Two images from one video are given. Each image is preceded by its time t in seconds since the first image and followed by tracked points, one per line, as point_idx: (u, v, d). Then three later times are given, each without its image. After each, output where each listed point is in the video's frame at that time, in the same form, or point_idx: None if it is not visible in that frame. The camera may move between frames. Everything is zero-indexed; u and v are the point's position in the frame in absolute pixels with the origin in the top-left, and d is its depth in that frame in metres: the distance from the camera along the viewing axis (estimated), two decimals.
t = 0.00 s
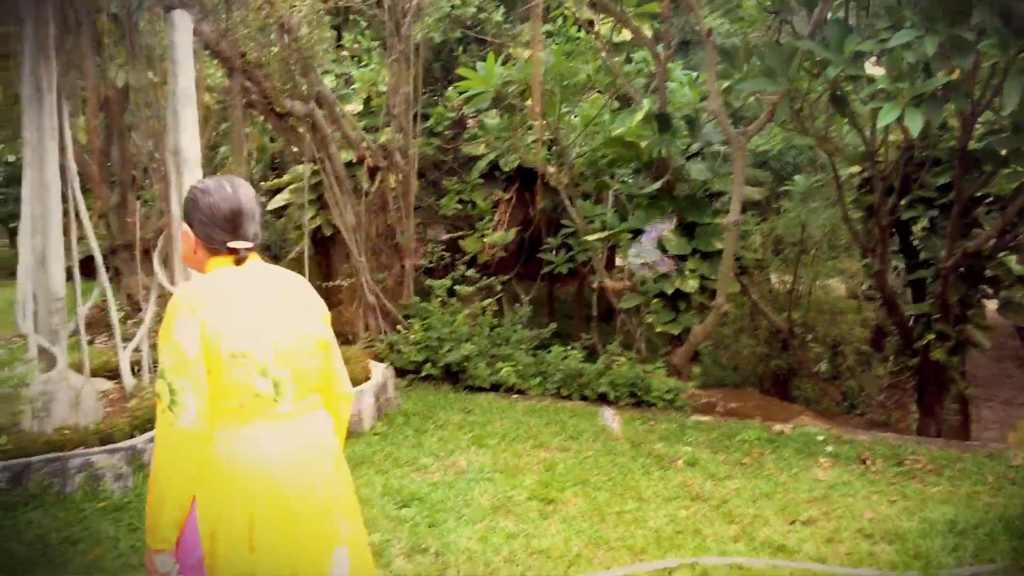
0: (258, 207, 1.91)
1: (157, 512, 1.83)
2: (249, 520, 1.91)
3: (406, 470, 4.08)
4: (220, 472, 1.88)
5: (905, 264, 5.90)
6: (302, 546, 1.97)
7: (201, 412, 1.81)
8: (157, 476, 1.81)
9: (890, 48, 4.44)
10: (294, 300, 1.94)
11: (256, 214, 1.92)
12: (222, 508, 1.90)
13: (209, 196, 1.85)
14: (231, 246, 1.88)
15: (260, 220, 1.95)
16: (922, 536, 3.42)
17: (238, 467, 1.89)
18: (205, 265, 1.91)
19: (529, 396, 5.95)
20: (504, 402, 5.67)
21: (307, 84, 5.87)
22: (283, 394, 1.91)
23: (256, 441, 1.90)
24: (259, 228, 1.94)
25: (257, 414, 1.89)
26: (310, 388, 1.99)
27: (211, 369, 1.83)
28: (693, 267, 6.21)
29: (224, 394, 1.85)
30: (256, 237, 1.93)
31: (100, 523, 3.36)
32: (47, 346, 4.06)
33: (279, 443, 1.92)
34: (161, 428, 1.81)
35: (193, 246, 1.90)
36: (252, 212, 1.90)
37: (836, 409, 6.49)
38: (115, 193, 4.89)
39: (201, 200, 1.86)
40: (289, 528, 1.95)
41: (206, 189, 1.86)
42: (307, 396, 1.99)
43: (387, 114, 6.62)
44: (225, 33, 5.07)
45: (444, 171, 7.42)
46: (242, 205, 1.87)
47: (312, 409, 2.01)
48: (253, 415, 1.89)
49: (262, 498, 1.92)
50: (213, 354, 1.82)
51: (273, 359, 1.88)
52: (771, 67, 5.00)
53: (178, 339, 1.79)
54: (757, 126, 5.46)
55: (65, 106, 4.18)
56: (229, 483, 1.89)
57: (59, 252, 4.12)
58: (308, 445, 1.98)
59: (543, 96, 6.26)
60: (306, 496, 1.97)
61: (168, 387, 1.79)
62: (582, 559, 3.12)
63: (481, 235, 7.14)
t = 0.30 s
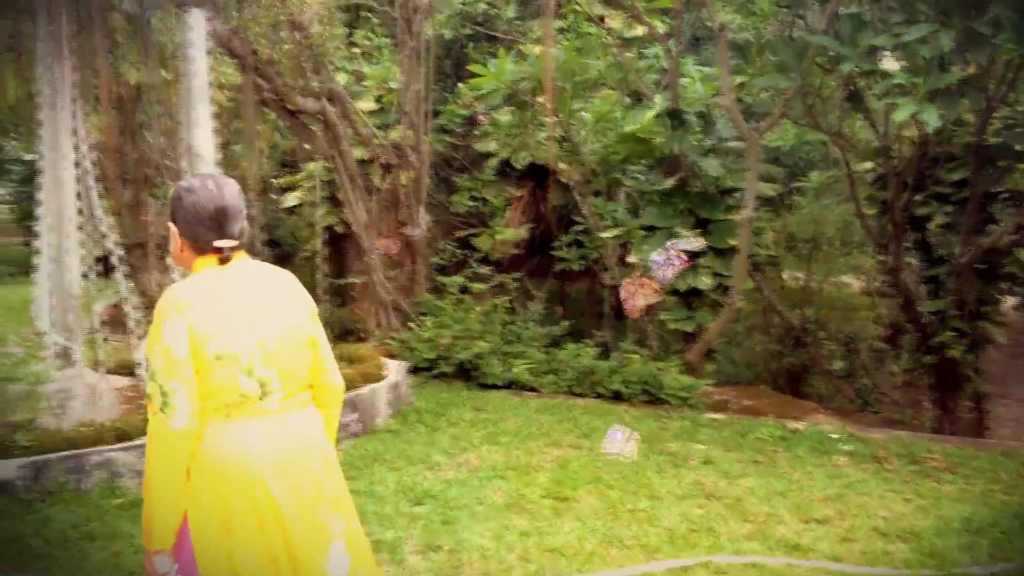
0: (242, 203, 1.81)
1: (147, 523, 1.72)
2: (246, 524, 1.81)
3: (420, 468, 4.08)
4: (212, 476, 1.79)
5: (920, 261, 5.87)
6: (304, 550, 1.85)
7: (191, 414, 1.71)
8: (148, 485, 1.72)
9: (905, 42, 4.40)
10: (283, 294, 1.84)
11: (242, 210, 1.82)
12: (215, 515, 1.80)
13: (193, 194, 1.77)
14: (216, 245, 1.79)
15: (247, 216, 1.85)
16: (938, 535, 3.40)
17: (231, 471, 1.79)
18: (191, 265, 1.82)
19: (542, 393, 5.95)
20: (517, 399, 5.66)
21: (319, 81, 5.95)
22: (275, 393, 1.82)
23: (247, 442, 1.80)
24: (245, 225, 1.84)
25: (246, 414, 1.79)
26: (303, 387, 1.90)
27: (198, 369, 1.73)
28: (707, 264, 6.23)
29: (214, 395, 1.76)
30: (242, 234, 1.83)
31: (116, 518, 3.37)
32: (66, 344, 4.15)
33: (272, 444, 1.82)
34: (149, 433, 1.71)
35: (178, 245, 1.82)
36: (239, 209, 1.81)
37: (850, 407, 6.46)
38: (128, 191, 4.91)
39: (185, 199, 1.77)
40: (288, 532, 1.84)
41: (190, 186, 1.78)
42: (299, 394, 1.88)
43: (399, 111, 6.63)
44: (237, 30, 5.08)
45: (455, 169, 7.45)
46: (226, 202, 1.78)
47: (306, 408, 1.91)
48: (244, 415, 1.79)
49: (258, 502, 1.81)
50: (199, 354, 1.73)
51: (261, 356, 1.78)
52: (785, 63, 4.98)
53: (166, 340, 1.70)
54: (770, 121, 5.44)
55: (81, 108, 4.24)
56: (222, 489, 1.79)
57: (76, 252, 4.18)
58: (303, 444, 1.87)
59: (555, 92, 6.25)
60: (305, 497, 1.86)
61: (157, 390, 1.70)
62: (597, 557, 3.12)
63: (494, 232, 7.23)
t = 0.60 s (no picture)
0: (234, 194, 2.05)
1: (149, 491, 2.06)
2: (236, 493, 2.15)
3: (445, 464, 4.09)
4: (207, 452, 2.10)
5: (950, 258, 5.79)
6: (285, 513, 2.22)
7: (188, 405, 2.02)
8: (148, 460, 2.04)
9: (936, 37, 4.33)
10: (271, 294, 2.12)
11: (232, 200, 2.06)
12: (209, 484, 2.13)
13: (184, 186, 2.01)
14: (207, 236, 2.04)
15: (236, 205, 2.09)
16: (970, 535, 3.35)
17: (222, 446, 2.11)
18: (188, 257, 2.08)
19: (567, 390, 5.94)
20: (541, 396, 5.66)
21: (344, 79, 5.98)
22: (263, 381, 2.13)
23: (238, 425, 2.12)
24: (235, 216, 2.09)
25: (240, 400, 2.11)
26: (290, 372, 2.20)
27: (195, 362, 2.03)
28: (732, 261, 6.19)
29: (208, 385, 2.06)
30: (233, 223, 2.07)
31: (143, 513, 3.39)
32: (93, 340, 4.22)
33: (260, 425, 2.14)
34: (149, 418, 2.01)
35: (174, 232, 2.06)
36: (229, 202, 2.05)
37: (878, 405, 6.39)
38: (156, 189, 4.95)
39: (179, 190, 2.01)
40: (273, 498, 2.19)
41: (185, 179, 2.02)
42: (289, 380, 2.19)
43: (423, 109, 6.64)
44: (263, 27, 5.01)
45: (479, 166, 7.44)
46: (216, 193, 2.02)
47: (293, 391, 2.22)
48: (234, 401, 2.11)
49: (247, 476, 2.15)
50: (195, 349, 2.01)
51: (253, 352, 2.08)
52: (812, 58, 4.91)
53: (164, 337, 1.97)
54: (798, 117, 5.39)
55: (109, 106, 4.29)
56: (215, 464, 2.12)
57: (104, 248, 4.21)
58: (288, 424, 2.20)
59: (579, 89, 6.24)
60: (287, 471, 2.21)
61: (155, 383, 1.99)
62: (623, 555, 3.11)
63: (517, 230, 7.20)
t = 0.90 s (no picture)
0: (229, 178, 1.91)
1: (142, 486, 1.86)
2: (237, 489, 1.96)
3: (470, 454, 4.10)
4: (206, 443, 1.93)
5: (982, 251, 5.70)
6: (291, 512, 2.01)
7: (184, 393, 1.84)
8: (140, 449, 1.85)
9: (971, 26, 4.26)
10: (273, 274, 1.97)
11: (230, 184, 1.92)
12: (208, 480, 1.94)
13: (181, 171, 1.88)
14: (203, 221, 1.91)
15: (237, 189, 1.95)
16: (1001, 531, 3.31)
17: (223, 435, 1.93)
18: (186, 239, 1.95)
19: (592, 381, 5.92)
20: (566, 387, 5.66)
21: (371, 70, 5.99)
22: (264, 365, 1.96)
23: (241, 413, 1.94)
24: (235, 199, 1.95)
25: (241, 389, 1.94)
26: (293, 358, 2.03)
27: (192, 347, 1.87)
28: (760, 252, 6.14)
29: (207, 369, 1.90)
30: (232, 209, 1.94)
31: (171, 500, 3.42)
32: (122, 328, 4.24)
33: (264, 414, 1.96)
34: (145, 408, 1.84)
35: (170, 217, 1.94)
36: (228, 186, 1.91)
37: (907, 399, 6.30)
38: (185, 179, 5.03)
39: (176, 174, 1.88)
40: (279, 497, 2.00)
41: (184, 163, 1.88)
42: (292, 366, 2.03)
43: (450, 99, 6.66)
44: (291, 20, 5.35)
45: (504, 156, 7.44)
46: (211, 177, 1.88)
47: (295, 379, 2.04)
48: (234, 388, 1.93)
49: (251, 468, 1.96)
50: (194, 334, 1.86)
51: (256, 333, 1.92)
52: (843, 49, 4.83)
53: (163, 322, 1.83)
54: (828, 107, 5.35)
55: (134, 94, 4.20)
56: (215, 454, 1.93)
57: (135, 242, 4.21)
58: (294, 414, 2.02)
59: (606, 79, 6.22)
60: (291, 465, 2.02)
61: (153, 370, 1.83)
62: (648, 548, 3.09)
63: (542, 221, 7.13)
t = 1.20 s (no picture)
0: (224, 170, 1.86)
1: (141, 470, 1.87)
2: (235, 484, 1.91)
3: (488, 446, 4.10)
4: (204, 435, 1.87)
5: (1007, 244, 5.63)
6: (288, 505, 1.97)
7: (178, 382, 1.82)
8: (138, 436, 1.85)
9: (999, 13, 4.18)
10: (272, 264, 1.89)
11: (225, 176, 1.88)
12: (206, 472, 1.90)
13: (177, 165, 1.83)
14: (200, 215, 1.86)
15: (233, 182, 1.90)
16: None
17: (221, 427, 1.87)
18: (183, 231, 1.90)
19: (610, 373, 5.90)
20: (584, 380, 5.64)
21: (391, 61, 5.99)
22: (265, 357, 1.89)
23: (241, 404, 1.87)
24: (232, 192, 1.90)
25: (241, 382, 1.87)
26: (295, 349, 1.96)
27: (189, 338, 1.82)
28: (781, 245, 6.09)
29: (204, 360, 1.84)
30: (228, 201, 1.89)
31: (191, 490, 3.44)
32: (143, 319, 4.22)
33: (264, 407, 1.89)
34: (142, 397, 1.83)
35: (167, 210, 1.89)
36: (222, 179, 1.87)
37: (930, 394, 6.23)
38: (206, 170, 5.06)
39: (172, 168, 1.83)
40: (277, 490, 1.94)
41: (181, 158, 1.83)
42: (294, 357, 1.95)
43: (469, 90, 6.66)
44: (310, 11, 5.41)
45: (523, 148, 7.43)
46: (206, 170, 1.84)
47: (297, 370, 1.97)
48: (233, 380, 1.87)
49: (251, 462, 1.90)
50: (191, 326, 1.80)
51: (254, 325, 1.84)
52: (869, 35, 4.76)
53: (158, 314, 1.80)
54: (851, 97, 5.28)
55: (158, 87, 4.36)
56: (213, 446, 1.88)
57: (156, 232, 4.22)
58: (295, 407, 1.95)
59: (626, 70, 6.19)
60: (291, 459, 1.96)
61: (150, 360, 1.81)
62: (666, 541, 3.07)
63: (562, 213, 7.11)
